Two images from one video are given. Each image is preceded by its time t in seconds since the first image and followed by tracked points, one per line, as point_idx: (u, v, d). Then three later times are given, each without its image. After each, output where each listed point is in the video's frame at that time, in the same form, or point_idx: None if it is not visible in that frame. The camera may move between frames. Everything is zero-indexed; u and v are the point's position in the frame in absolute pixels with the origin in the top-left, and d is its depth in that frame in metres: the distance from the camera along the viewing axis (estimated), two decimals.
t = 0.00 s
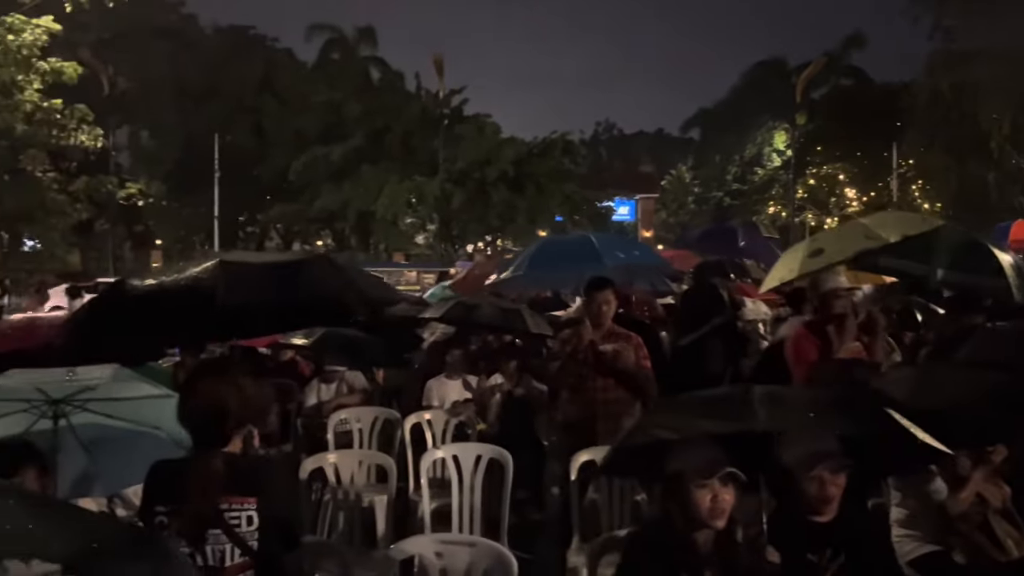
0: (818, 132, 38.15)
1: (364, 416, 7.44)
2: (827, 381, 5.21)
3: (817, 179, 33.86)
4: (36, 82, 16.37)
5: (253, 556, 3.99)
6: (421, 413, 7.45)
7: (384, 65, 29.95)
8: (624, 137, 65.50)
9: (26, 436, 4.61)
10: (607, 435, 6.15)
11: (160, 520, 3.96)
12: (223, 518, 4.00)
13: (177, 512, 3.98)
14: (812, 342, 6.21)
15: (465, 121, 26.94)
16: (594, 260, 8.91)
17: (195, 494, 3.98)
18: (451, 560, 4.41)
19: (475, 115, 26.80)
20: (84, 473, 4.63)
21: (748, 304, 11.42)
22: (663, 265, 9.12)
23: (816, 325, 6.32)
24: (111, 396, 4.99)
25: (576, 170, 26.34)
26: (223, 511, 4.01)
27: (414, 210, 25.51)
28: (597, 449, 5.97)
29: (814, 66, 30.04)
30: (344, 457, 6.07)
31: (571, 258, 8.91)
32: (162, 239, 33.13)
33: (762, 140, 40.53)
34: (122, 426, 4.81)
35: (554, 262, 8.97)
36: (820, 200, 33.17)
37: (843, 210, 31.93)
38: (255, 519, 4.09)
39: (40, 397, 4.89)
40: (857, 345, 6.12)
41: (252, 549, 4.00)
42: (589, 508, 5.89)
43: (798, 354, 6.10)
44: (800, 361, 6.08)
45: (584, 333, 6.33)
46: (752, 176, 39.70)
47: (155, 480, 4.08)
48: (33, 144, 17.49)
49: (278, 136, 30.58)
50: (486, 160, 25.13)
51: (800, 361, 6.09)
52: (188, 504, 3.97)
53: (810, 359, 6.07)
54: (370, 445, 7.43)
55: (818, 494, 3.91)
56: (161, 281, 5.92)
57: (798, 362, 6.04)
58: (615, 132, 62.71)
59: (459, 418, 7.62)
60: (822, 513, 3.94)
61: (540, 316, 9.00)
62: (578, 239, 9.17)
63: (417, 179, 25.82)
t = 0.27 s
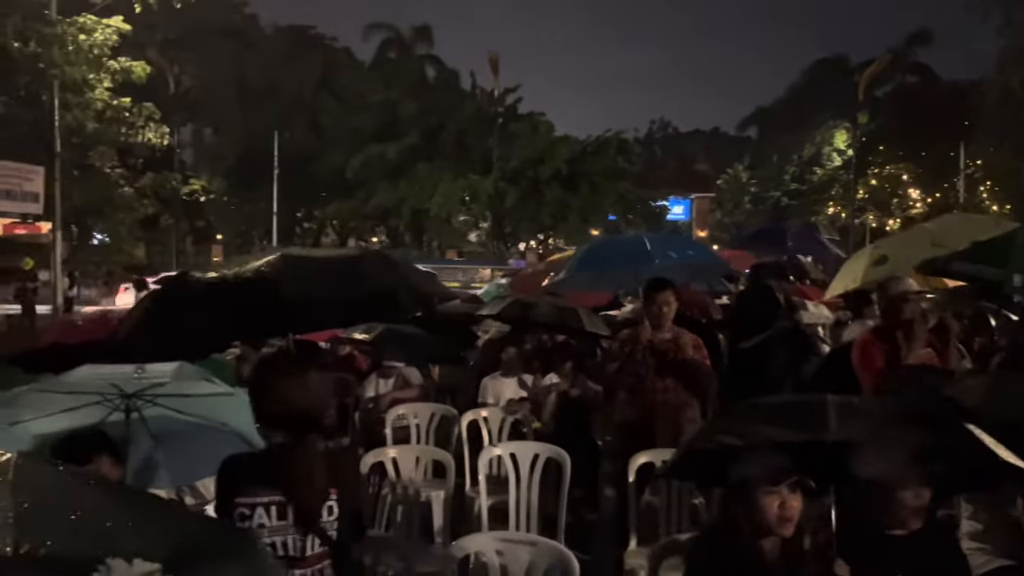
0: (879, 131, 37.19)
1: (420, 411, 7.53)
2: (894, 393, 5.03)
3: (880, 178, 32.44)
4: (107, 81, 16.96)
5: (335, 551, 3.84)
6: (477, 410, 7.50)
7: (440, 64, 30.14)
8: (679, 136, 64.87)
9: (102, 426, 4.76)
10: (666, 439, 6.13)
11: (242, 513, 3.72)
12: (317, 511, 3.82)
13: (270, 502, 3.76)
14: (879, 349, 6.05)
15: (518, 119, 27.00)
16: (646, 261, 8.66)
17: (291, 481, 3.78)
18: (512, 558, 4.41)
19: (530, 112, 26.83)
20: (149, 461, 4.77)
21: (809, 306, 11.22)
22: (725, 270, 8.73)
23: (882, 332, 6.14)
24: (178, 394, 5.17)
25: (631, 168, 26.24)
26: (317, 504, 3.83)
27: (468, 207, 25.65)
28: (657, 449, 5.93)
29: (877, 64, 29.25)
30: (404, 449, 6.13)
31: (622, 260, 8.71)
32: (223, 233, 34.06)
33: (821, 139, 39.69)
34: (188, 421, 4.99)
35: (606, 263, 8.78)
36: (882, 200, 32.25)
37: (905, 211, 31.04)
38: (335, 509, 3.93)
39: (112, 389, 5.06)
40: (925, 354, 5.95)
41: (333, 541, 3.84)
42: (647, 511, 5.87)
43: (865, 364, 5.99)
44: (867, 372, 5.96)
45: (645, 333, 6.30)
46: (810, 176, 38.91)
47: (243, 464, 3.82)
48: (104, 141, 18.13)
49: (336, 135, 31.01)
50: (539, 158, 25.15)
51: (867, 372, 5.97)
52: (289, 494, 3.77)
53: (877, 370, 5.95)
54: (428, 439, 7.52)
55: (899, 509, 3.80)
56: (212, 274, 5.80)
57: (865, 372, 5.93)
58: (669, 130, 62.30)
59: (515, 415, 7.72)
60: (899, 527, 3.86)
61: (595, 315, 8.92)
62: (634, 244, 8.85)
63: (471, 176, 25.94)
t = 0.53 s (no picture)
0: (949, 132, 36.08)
1: (479, 411, 7.62)
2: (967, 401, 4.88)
3: (949, 181, 31.45)
4: (177, 82, 17.47)
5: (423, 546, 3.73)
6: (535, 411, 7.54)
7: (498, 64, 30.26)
8: (739, 136, 63.98)
9: (173, 422, 4.86)
10: (728, 444, 6.09)
11: (338, 509, 3.56)
12: (409, 506, 3.68)
13: (366, 497, 3.60)
14: (948, 358, 5.90)
15: (576, 119, 26.96)
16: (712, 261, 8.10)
17: (387, 476, 3.65)
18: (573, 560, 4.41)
19: (587, 113, 26.77)
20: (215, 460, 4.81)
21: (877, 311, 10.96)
22: (792, 271, 8.18)
23: (953, 338, 5.97)
24: (246, 392, 5.28)
25: (689, 169, 25.95)
26: (409, 500, 3.70)
27: (525, 207, 25.72)
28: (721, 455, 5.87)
29: (948, 63, 28.40)
30: (462, 449, 6.28)
31: (686, 259, 8.14)
32: (284, 230, 34.80)
33: (887, 140, 38.70)
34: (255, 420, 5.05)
35: (668, 262, 8.22)
36: (951, 204, 31.27)
37: (976, 215, 30.08)
38: (425, 502, 3.82)
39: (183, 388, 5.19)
40: (999, 363, 5.76)
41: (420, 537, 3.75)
42: (707, 518, 5.80)
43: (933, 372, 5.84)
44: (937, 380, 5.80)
45: (709, 335, 6.27)
46: (875, 178, 37.98)
47: (335, 461, 3.63)
48: (173, 140, 18.68)
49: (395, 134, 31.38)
50: (596, 158, 25.09)
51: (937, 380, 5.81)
52: (386, 487, 3.64)
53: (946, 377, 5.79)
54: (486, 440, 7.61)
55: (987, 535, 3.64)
56: (309, 266, 5.88)
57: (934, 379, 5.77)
58: (728, 129, 61.36)
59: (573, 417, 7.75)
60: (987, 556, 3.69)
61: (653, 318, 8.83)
62: (693, 243, 8.34)
63: (527, 177, 26.00)
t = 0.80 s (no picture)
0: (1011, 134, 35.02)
1: (529, 413, 7.59)
2: None
3: (1011, 185, 30.53)
4: (232, 84, 17.87)
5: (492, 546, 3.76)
6: (585, 414, 7.45)
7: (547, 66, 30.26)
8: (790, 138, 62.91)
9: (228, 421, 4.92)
10: (786, 451, 5.98)
11: (415, 508, 3.66)
12: (487, 510, 3.73)
13: (442, 495, 3.70)
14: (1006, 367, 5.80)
15: (625, 121, 26.83)
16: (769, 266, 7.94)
17: (460, 475, 3.70)
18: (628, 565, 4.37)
19: (636, 114, 26.62)
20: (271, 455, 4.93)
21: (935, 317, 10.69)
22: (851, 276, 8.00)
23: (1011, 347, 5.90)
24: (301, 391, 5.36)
25: (740, 171, 25.60)
26: (483, 506, 3.72)
27: (572, 208, 25.68)
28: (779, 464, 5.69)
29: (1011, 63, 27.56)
30: (513, 451, 6.19)
31: (741, 265, 8.00)
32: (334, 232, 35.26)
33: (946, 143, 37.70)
34: (307, 417, 5.16)
35: (723, 268, 8.08)
36: (1013, 208, 30.34)
37: None
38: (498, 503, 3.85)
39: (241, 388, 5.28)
40: None
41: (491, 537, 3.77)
42: (761, 524, 5.75)
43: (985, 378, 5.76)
44: (990, 386, 5.70)
45: (765, 342, 6.13)
46: (933, 181, 37.03)
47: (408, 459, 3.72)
48: (228, 141, 19.08)
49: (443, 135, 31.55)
50: (645, 159, 24.94)
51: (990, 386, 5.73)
52: (458, 487, 3.69)
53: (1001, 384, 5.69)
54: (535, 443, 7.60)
55: None
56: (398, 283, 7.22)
57: (987, 386, 5.70)
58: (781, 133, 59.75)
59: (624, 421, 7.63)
60: None
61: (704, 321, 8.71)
62: (748, 247, 8.23)
63: (575, 178, 25.93)
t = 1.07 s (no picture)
0: None
1: (571, 418, 7.58)
2: None
3: None
4: (277, 88, 18.10)
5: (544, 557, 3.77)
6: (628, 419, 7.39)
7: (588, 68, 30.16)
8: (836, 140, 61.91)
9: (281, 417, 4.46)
10: (834, 462, 5.86)
11: (472, 511, 3.67)
12: (539, 525, 3.72)
13: (499, 500, 3.69)
14: None
15: (666, 123, 26.63)
16: (820, 271, 7.71)
17: (519, 481, 3.70)
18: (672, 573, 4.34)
19: (678, 117, 26.42)
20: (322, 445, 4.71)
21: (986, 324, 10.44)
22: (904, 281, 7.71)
23: None
24: (364, 394, 4.99)
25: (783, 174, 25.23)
26: (539, 518, 3.73)
27: (612, 212, 25.58)
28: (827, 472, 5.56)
29: None
30: (558, 454, 6.14)
31: (791, 270, 7.78)
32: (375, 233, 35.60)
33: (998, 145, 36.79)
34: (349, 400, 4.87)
35: (773, 274, 7.86)
36: None
37: None
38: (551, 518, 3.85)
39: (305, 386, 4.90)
40: None
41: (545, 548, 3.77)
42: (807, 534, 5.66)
43: None
44: None
45: (812, 347, 6.04)
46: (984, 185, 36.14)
47: (464, 462, 3.73)
48: (272, 145, 19.35)
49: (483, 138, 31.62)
50: (687, 162, 24.75)
51: None
52: (513, 490, 3.68)
53: None
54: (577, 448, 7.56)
55: None
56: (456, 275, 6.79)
57: None
58: (826, 135, 58.66)
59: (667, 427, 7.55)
60: None
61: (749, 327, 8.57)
62: (795, 251, 8.04)
63: (615, 181, 25.81)
